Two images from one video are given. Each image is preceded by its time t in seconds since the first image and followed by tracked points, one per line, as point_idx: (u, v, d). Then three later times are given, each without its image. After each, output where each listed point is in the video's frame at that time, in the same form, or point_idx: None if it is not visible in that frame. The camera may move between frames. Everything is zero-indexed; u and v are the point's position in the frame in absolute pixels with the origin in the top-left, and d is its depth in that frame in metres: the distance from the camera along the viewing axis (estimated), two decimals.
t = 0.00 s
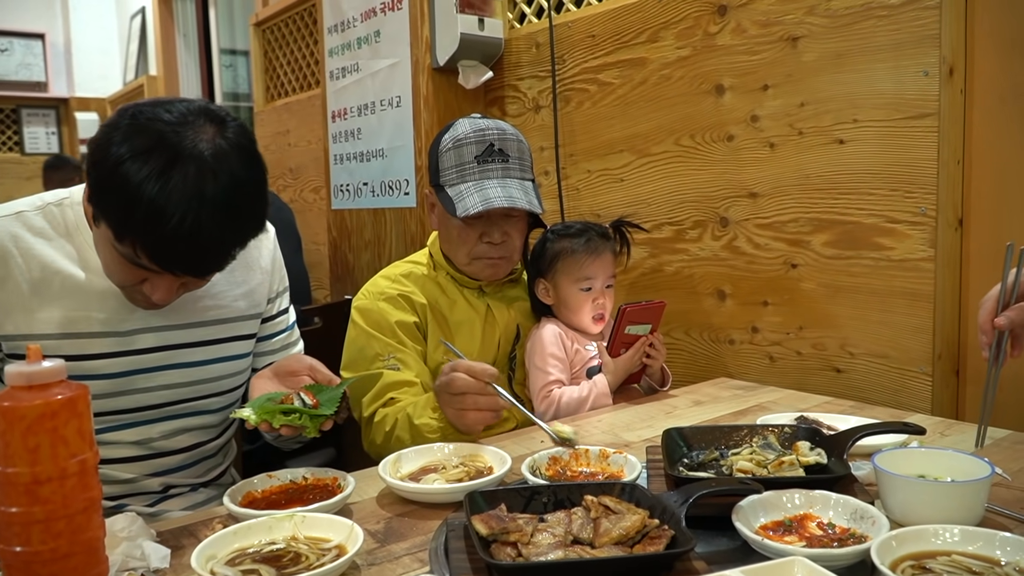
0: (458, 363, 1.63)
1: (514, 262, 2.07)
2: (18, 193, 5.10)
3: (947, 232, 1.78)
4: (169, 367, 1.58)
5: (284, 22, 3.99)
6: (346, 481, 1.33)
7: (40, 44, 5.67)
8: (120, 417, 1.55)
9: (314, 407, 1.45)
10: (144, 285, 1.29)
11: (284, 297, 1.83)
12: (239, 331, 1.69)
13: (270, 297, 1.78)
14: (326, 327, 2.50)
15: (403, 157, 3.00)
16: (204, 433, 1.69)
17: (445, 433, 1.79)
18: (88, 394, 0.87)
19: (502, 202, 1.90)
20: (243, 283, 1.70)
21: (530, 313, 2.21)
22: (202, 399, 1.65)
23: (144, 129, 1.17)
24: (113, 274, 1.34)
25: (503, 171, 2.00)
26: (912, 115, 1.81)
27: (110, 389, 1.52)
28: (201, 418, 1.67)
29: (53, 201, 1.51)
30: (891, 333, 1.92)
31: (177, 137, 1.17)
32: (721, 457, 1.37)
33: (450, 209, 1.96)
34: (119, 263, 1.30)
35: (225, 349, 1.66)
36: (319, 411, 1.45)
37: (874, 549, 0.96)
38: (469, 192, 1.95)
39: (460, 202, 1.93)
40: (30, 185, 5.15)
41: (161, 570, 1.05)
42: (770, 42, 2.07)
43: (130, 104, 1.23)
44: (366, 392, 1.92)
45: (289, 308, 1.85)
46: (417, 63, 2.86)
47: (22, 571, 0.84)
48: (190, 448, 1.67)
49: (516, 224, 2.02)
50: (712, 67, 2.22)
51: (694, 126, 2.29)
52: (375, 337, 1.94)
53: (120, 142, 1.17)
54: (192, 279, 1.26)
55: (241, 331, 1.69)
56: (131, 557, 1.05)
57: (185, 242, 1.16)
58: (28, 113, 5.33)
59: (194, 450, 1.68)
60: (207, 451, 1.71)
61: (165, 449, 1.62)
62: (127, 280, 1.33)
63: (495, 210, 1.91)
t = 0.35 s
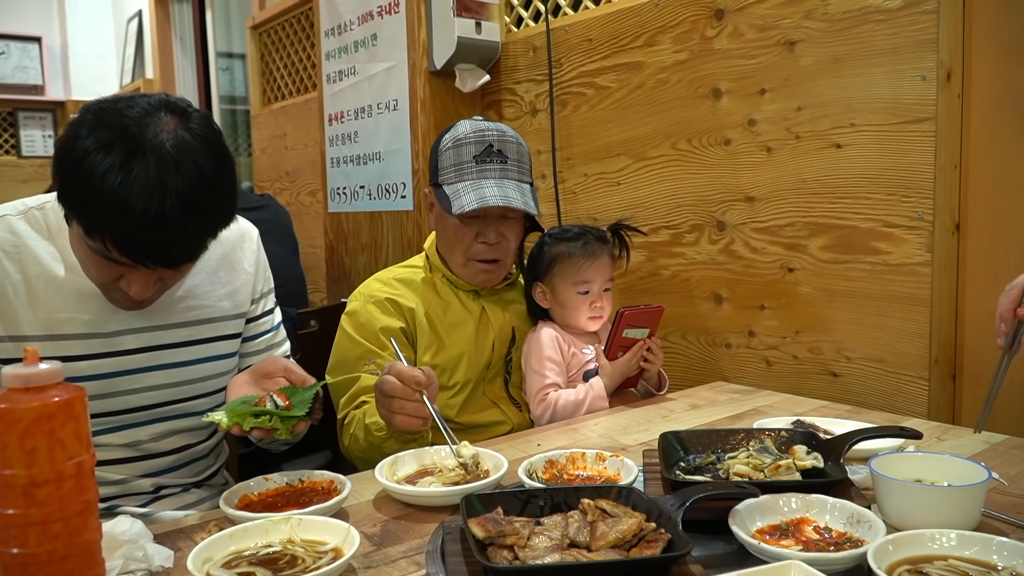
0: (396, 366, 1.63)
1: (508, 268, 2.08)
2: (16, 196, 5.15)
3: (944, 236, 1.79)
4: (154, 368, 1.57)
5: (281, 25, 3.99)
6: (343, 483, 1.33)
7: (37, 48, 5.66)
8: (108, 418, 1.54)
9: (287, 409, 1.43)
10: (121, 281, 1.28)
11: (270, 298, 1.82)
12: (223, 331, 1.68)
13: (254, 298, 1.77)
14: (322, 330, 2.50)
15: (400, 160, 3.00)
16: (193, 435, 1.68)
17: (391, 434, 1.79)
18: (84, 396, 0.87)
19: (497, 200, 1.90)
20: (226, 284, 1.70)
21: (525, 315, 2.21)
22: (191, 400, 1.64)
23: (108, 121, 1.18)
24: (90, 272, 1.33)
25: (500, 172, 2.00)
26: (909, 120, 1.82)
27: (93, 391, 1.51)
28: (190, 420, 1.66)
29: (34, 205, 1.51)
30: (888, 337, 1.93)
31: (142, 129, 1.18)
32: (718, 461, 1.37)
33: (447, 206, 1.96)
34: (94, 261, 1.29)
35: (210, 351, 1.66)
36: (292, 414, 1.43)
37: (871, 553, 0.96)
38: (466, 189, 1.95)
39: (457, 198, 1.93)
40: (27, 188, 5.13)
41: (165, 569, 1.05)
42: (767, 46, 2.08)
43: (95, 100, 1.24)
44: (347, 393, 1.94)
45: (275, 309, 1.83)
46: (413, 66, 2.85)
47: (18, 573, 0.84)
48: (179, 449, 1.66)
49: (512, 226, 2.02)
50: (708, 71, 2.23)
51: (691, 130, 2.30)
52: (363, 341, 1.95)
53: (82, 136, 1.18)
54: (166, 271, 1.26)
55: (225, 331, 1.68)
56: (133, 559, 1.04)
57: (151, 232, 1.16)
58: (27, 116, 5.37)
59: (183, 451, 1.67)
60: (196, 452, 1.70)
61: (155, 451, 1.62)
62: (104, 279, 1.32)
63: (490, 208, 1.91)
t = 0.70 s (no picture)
0: (397, 378, 1.62)
1: (506, 260, 2.07)
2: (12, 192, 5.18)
3: (943, 234, 1.79)
4: (135, 362, 1.56)
5: (280, 22, 3.98)
6: (341, 481, 1.33)
7: (35, 45, 5.64)
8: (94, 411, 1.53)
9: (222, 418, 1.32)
10: (105, 243, 1.26)
11: (253, 295, 1.79)
12: (206, 325, 1.67)
13: (236, 294, 1.75)
14: (320, 328, 2.49)
15: (399, 158, 2.99)
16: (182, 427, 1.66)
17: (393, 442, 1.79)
18: (83, 393, 0.87)
19: (494, 197, 1.90)
20: (209, 277, 1.69)
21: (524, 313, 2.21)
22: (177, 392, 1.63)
23: (72, 74, 1.21)
24: (74, 245, 1.31)
25: (496, 169, 2.00)
26: (909, 118, 1.82)
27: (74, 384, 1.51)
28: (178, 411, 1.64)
29: (13, 203, 1.51)
30: (886, 336, 1.93)
31: (107, 74, 1.21)
32: (716, 459, 1.37)
33: (443, 203, 1.95)
34: (75, 228, 1.26)
35: (194, 345, 1.65)
36: (225, 424, 1.32)
37: (870, 551, 0.96)
38: (463, 187, 1.95)
39: (454, 195, 1.93)
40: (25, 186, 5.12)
41: (163, 566, 1.06)
42: (767, 44, 2.08)
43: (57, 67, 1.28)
44: (346, 393, 1.94)
45: (259, 305, 1.79)
46: (412, 63, 2.85)
47: (17, 571, 0.83)
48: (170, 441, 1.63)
49: (509, 223, 2.02)
50: (707, 69, 2.22)
51: (690, 128, 2.29)
52: (359, 340, 1.94)
53: (48, 95, 1.20)
54: (152, 215, 1.25)
55: (208, 325, 1.67)
56: (131, 556, 1.04)
57: (130, 170, 1.16)
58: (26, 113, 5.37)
59: (173, 444, 1.64)
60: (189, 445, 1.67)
61: (140, 444, 1.60)
62: (88, 249, 1.29)
63: (487, 205, 1.91)
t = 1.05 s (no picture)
0: (398, 375, 1.63)
1: (504, 257, 2.07)
2: (11, 189, 5.15)
3: (943, 233, 1.79)
4: (131, 356, 1.56)
5: (279, 20, 3.98)
6: (340, 478, 1.33)
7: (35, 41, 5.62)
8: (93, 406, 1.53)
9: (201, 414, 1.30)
10: (103, 218, 1.30)
11: (247, 287, 1.78)
12: (201, 318, 1.67)
13: (230, 286, 1.74)
14: (320, 325, 2.49)
15: (398, 155, 2.99)
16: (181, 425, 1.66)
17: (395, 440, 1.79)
18: (83, 390, 0.86)
19: (492, 193, 1.90)
20: (203, 270, 1.69)
21: (523, 310, 2.21)
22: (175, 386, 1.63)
23: (63, 53, 1.28)
24: (69, 227, 1.34)
25: (495, 165, 2.00)
26: (909, 116, 1.81)
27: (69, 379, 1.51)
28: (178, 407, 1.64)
29: (6, 201, 1.51)
30: (886, 335, 1.93)
31: (97, 51, 1.29)
32: (716, 457, 1.37)
33: (442, 199, 1.95)
34: (72, 207, 1.29)
35: (190, 337, 1.64)
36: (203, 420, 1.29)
37: (869, 549, 0.96)
38: (461, 183, 1.94)
39: (452, 191, 1.93)
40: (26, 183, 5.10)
41: (162, 563, 1.06)
42: (767, 42, 2.07)
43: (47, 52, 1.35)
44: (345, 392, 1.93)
45: (255, 297, 1.79)
46: (412, 61, 2.85)
47: (16, 568, 0.83)
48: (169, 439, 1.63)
49: (507, 219, 2.02)
50: (708, 67, 2.22)
51: (690, 126, 2.29)
52: (357, 338, 1.94)
53: (42, 74, 1.27)
54: (147, 186, 1.30)
55: (204, 318, 1.67)
56: (131, 553, 1.04)
57: (126, 135, 1.22)
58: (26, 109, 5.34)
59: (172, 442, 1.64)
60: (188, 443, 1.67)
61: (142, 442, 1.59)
62: (84, 229, 1.32)
63: (485, 200, 1.91)
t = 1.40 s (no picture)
0: (411, 366, 1.63)
1: (505, 257, 2.07)
2: (12, 187, 5.15)
3: (944, 230, 1.78)
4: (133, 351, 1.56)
5: (279, 18, 3.97)
6: (341, 476, 1.33)
7: (36, 40, 5.61)
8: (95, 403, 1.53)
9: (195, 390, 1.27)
10: (111, 213, 1.30)
11: (247, 283, 1.79)
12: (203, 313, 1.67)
13: (230, 281, 1.74)
14: (320, 323, 2.49)
15: (399, 153, 2.99)
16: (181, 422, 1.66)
17: (391, 435, 1.78)
18: (83, 388, 0.86)
19: (495, 190, 1.90)
20: (204, 265, 1.69)
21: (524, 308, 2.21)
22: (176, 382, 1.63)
23: (68, 48, 1.29)
24: (74, 223, 1.33)
25: (497, 163, 1.99)
26: (910, 113, 1.81)
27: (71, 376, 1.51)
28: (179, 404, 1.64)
29: (6, 199, 1.51)
30: (887, 331, 1.93)
31: (102, 47, 1.30)
32: (717, 454, 1.37)
33: (445, 196, 1.95)
34: (78, 203, 1.29)
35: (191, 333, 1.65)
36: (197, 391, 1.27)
37: (871, 546, 0.96)
38: (464, 180, 1.94)
39: (455, 188, 1.93)
40: (26, 180, 5.10)
41: (163, 561, 1.06)
42: (768, 39, 2.07)
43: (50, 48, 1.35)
44: (345, 389, 1.94)
45: (255, 293, 1.79)
46: (412, 59, 2.85)
47: (17, 565, 0.84)
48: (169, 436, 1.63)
49: (508, 216, 2.02)
50: (708, 64, 2.22)
51: (691, 123, 2.29)
52: (357, 335, 1.94)
53: (48, 70, 1.27)
54: (154, 181, 1.31)
55: (205, 314, 1.67)
56: (132, 550, 1.04)
57: (136, 130, 1.23)
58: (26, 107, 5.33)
59: (172, 439, 1.64)
60: (189, 440, 1.67)
61: (143, 440, 1.59)
62: (91, 225, 1.32)
63: (488, 198, 1.91)
